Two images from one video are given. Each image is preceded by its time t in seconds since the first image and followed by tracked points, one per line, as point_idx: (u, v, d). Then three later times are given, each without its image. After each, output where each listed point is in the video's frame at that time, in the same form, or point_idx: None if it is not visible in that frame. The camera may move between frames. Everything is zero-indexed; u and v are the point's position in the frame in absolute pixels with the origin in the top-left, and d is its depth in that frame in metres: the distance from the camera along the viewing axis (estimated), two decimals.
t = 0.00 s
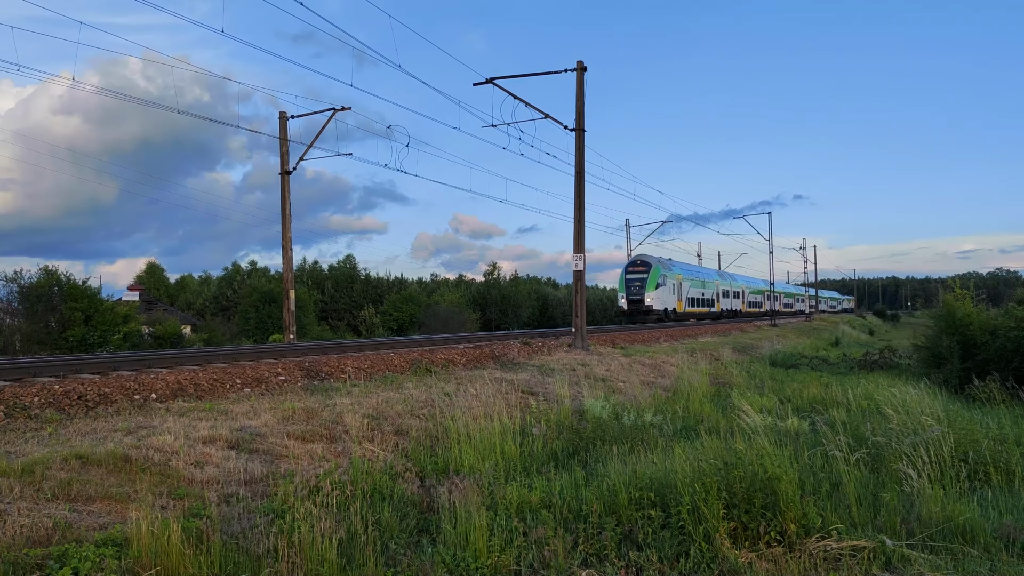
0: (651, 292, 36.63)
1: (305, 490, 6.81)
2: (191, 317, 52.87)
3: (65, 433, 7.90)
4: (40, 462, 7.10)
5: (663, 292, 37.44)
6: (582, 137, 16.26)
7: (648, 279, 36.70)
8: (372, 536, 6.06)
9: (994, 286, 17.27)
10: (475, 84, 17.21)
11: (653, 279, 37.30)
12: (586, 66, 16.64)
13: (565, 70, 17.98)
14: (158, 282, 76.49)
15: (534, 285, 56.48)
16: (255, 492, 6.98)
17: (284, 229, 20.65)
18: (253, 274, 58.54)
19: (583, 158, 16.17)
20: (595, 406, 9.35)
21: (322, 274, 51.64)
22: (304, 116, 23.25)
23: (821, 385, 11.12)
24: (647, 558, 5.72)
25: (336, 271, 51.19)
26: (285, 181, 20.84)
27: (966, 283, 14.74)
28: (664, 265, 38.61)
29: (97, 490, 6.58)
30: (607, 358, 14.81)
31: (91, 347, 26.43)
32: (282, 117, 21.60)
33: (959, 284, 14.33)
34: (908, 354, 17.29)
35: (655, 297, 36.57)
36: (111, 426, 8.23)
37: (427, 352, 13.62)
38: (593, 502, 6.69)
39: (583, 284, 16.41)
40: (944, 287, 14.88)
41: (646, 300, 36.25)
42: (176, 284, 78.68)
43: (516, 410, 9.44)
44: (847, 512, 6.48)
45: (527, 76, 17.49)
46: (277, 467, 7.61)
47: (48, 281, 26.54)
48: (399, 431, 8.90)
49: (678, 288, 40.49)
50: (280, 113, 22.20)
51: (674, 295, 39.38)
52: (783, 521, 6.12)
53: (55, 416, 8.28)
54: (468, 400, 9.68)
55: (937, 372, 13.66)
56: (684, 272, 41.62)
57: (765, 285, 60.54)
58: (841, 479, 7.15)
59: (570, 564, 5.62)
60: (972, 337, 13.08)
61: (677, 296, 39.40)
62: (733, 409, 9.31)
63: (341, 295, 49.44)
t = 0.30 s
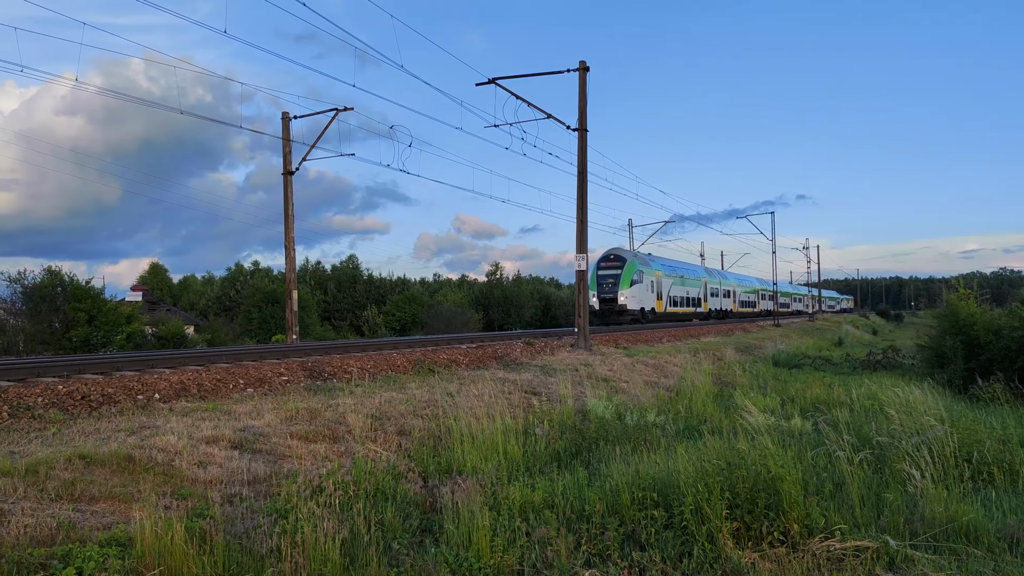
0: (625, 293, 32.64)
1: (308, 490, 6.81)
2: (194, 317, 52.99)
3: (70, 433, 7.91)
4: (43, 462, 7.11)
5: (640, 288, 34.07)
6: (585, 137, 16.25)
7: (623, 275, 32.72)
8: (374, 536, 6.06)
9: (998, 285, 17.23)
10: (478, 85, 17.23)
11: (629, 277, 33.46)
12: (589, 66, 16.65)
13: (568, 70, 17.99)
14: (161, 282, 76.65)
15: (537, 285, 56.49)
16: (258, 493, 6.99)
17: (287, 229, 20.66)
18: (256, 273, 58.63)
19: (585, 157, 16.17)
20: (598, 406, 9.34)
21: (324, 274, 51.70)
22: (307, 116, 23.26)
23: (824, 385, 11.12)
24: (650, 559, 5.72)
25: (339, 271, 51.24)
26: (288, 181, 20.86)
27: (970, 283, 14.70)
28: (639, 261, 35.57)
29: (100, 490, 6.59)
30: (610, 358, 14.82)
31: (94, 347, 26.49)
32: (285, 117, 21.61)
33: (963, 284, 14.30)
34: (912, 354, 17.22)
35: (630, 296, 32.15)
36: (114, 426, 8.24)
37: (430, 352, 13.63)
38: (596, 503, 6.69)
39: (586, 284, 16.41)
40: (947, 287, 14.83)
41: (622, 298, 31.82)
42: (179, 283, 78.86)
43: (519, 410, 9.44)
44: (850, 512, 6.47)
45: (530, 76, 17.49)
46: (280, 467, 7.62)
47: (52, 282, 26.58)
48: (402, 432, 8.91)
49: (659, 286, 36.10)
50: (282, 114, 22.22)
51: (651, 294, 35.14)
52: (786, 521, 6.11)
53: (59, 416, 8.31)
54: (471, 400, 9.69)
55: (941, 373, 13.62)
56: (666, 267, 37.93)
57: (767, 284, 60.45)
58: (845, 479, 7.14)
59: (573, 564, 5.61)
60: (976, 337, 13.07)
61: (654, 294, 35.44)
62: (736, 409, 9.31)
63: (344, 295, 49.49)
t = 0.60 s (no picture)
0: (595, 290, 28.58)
1: (311, 491, 6.81)
2: (198, 317, 53.07)
3: (74, 433, 7.93)
4: (48, 462, 7.12)
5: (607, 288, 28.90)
6: (588, 137, 16.23)
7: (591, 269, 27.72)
8: (378, 537, 6.06)
9: (1003, 285, 17.17)
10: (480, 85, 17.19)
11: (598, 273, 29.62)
12: (592, 66, 16.61)
13: (572, 70, 17.94)
14: (165, 282, 76.78)
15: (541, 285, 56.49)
16: (262, 493, 6.99)
17: (291, 229, 20.66)
18: (259, 274, 58.70)
19: (589, 157, 16.14)
20: (601, 406, 9.34)
21: (328, 275, 51.71)
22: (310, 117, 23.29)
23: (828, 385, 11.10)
24: (654, 559, 5.71)
25: (343, 272, 51.30)
26: (291, 182, 20.87)
27: (974, 283, 14.66)
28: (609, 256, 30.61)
29: (104, 490, 6.60)
30: (613, 358, 14.83)
31: (98, 347, 26.53)
32: (288, 118, 21.62)
33: (967, 283, 14.26)
34: (916, 354, 17.18)
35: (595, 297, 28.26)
36: (118, 427, 8.26)
37: (433, 352, 13.64)
38: (600, 503, 6.68)
39: (589, 284, 16.40)
40: (952, 287, 14.78)
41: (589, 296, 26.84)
42: (183, 284, 79.03)
43: (522, 411, 9.44)
44: (854, 512, 6.46)
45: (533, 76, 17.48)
46: (284, 468, 7.62)
47: (56, 282, 26.58)
48: (405, 432, 8.91)
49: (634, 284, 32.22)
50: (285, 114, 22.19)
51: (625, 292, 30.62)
52: (790, 521, 6.09)
53: (63, 416, 8.32)
54: (474, 400, 9.70)
55: (945, 373, 13.59)
56: (644, 263, 34.20)
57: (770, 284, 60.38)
58: (849, 479, 7.13)
59: (576, 564, 5.61)
60: (980, 337, 13.05)
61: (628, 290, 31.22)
62: (740, 410, 9.30)
63: (348, 295, 49.54)
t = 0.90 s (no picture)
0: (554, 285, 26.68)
1: (317, 491, 6.82)
2: (203, 319, 53.22)
3: (80, 434, 7.95)
4: (54, 463, 7.14)
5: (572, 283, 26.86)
6: (593, 138, 16.23)
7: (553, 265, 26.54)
8: (383, 537, 6.07)
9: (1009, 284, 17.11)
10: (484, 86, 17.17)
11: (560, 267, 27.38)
12: (597, 67, 16.61)
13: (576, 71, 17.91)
14: (170, 284, 77.01)
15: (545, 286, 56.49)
16: (268, 494, 7.01)
17: (296, 231, 20.71)
18: (264, 275, 58.82)
19: (593, 158, 16.14)
20: (606, 407, 9.34)
21: (333, 276, 51.82)
22: (315, 118, 23.36)
23: (833, 385, 11.08)
24: (659, 560, 5.71)
25: (348, 273, 51.39)
26: (297, 184, 20.91)
27: (981, 283, 14.62)
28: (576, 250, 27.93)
29: (110, 491, 6.61)
30: (619, 359, 14.82)
31: (105, 348, 26.62)
32: (293, 119, 21.67)
33: (974, 283, 14.23)
34: (922, 354, 17.11)
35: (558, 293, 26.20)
36: (124, 428, 8.28)
37: (438, 352, 13.66)
38: (605, 504, 6.68)
39: (593, 285, 16.40)
40: (959, 287, 14.70)
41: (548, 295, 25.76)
42: (188, 285, 79.24)
43: (527, 411, 9.44)
44: (861, 513, 6.44)
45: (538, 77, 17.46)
46: (289, 469, 7.63)
47: (63, 284, 26.67)
48: (410, 432, 8.93)
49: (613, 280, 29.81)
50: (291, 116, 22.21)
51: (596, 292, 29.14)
52: (796, 522, 6.08)
53: (69, 417, 8.35)
54: (479, 401, 9.71)
55: (952, 373, 13.56)
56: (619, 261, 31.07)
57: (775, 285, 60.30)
58: (855, 480, 7.11)
59: (581, 565, 5.61)
60: (987, 337, 13.02)
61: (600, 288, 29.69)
62: (746, 410, 9.28)
63: (353, 296, 49.62)
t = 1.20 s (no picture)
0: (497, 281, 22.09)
1: (323, 493, 6.82)
2: (210, 320, 53.34)
3: (88, 435, 7.98)
4: (62, 465, 7.17)
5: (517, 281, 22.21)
6: (599, 138, 16.23)
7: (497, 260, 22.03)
8: (389, 539, 6.07)
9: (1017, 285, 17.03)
10: (490, 88, 17.15)
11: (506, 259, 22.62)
12: (602, 67, 16.61)
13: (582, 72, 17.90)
14: (177, 285, 77.23)
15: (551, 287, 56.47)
16: (274, 495, 7.03)
17: (302, 232, 20.74)
18: (270, 277, 58.93)
19: (599, 159, 16.14)
20: (613, 408, 9.33)
21: (339, 277, 51.88)
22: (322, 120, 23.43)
23: (840, 387, 11.03)
24: (666, 561, 5.70)
25: (354, 275, 51.47)
26: (303, 185, 20.95)
27: (989, 283, 14.56)
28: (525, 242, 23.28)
29: (118, 492, 6.64)
30: (625, 360, 14.80)
31: (112, 350, 26.70)
32: (300, 121, 21.72)
33: (982, 284, 14.18)
34: (930, 355, 17.03)
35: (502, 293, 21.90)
36: (132, 429, 8.31)
37: (444, 354, 13.66)
38: (612, 506, 6.67)
39: (598, 286, 16.39)
40: (967, 287, 14.64)
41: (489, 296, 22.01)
42: (195, 286, 79.46)
43: (534, 413, 9.43)
44: (868, 515, 6.41)
45: (544, 78, 17.46)
46: (296, 470, 7.65)
47: (70, 286, 26.74)
48: (417, 434, 8.94)
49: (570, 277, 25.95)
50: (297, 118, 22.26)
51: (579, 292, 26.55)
52: (803, 524, 6.05)
53: (77, 419, 8.39)
54: (485, 402, 9.72)
55: (960, 374, 13.51)
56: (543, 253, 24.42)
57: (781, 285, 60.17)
58: (862, 482, 7.09)
59: (588, 567, 5.60)
60: (995, 338, 12.96)
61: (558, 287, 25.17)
62: (753, 412, 9.26)
63: (358, 298, 49.68)
